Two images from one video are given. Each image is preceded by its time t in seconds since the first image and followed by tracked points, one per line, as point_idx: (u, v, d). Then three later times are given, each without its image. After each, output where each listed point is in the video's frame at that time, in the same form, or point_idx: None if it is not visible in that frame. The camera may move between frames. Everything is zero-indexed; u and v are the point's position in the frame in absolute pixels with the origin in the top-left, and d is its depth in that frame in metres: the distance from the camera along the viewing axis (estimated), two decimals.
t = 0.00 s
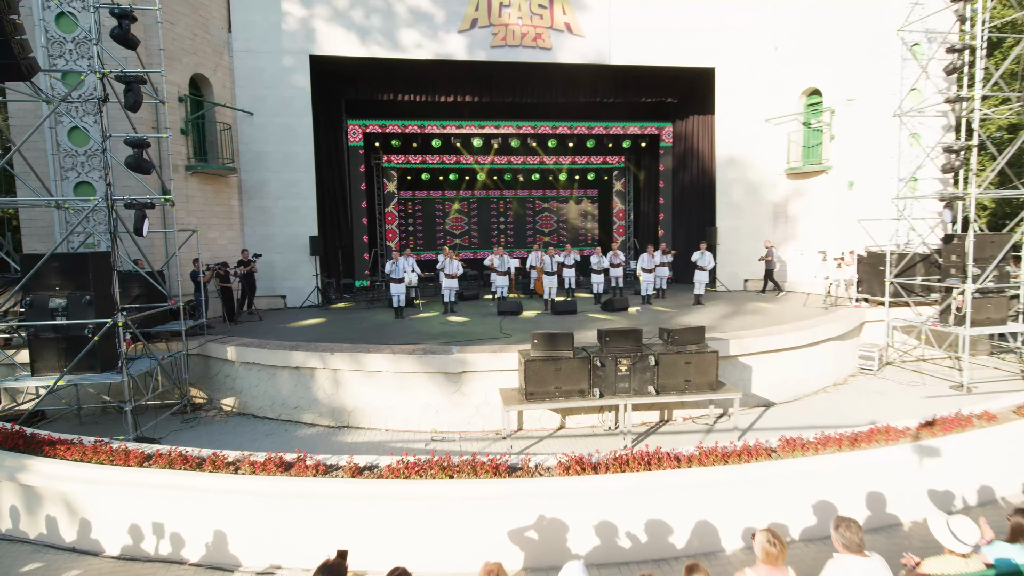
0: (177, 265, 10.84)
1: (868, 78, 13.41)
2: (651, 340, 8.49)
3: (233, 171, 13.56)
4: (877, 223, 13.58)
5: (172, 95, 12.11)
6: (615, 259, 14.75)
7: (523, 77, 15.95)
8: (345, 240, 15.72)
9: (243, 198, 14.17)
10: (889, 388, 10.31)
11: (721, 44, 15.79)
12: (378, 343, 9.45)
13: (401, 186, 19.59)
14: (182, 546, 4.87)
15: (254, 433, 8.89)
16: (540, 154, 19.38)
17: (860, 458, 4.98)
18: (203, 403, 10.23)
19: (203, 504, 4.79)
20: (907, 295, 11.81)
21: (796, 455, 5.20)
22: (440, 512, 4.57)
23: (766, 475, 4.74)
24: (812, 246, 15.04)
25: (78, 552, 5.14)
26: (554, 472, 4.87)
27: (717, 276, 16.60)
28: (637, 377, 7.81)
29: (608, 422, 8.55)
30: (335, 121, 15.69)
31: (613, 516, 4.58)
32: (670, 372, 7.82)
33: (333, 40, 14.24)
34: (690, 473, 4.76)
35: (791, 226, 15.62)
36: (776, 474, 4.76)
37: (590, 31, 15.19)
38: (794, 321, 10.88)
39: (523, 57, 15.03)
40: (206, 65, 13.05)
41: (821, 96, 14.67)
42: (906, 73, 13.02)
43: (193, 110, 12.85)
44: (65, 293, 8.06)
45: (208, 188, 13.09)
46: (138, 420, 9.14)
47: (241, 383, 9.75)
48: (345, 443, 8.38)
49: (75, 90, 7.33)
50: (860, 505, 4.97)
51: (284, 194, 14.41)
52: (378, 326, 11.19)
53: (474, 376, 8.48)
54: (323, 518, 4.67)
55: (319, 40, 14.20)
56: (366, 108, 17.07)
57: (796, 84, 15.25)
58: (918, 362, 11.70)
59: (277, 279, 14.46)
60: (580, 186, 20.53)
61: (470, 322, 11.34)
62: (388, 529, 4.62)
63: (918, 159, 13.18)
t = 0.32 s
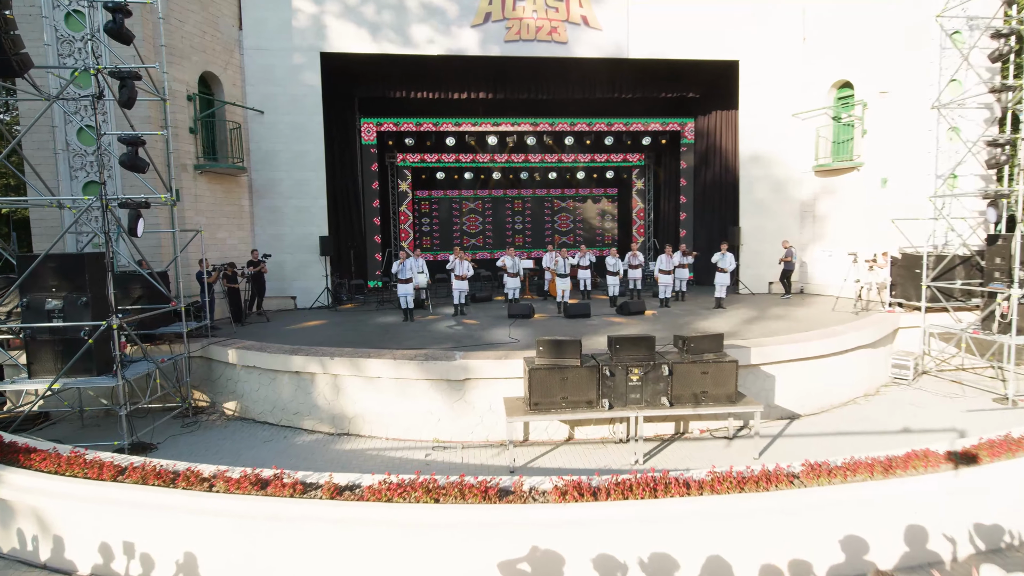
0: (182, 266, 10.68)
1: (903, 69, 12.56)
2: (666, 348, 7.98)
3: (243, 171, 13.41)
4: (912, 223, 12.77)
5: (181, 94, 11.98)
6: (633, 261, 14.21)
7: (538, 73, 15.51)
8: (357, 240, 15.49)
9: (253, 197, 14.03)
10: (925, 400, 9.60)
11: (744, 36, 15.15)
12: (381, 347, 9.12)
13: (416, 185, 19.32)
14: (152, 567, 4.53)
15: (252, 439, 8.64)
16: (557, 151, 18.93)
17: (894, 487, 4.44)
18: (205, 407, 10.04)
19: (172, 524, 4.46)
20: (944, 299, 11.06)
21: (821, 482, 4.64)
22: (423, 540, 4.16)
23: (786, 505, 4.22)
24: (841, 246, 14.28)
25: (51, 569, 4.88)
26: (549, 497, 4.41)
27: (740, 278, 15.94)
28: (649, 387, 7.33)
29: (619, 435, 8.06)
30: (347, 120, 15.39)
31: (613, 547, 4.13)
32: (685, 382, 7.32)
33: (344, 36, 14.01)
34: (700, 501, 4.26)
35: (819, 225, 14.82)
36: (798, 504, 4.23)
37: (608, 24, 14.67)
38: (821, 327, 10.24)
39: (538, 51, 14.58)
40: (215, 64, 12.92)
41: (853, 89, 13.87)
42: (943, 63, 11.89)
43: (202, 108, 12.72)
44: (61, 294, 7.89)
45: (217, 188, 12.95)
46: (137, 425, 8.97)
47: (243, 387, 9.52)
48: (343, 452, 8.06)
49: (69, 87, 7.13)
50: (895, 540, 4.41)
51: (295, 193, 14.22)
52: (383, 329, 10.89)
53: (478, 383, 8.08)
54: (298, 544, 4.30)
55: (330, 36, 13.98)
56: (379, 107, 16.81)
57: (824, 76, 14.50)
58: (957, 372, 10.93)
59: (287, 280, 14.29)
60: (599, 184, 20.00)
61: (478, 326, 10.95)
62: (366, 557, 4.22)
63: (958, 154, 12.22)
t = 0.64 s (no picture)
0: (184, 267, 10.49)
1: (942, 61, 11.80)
2: (680, 357, 7.47)
3: (251, 170, 13.23)
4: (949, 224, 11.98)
5: (188, 92, 11.84)
6: (651, 262, 13.67)
7: (552, 68, 15.04)
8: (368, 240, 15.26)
9: (262, 197, 13.85)
10: (964, 414, 8.90)
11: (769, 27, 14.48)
12: (383, 353, 8.78)
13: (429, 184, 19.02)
14: None
15: (249, 446, 8.37)
16: (572, 150, 18.58)
17: (935, 526, 3.91)
18: (206, 411, 9.83)
19: (136, 550, 4.13)
20: (985, 305, 10.30)
21: (850, 517, 4.11)
22: None
23: (808, 547, 3.72)
24: (872, 248, 13.53)
25: None
26: (540, 529, 3.98)
27: (763, 281, 15.25)
28: (661, 400, 6.84)
29: (630, 449, 7.57)
30: (359, 117, 15.33)
31: None
32: (701, 395, 6.82)
33: (353, 33, 13.74)
34: (710, 540, 3.78)
35: (847, 226, 14.14)
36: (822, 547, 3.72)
37: (624, 17, 14.14)
38: (850, 335, 9.60)
39: (552, 46, 14.12)
40: (224, 62, 12.76)
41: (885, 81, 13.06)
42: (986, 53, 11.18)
43: (210, 107, 12.56)
44: (56, 297, 7.71)
45: (225, 188, 12.78)
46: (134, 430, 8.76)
47: (242, 392, 9.27)
48: (340, 461, 7.74)
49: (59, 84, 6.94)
50: None
51: (303, 193, 14.00)
52: (388, 333, 10.56)
53: (481, 392, 7.69)
54: None
55: (339, 33, 13.72)
56: (390, 105, 16.50)
57: (854, 69, 13.76)
58: (998, 384, 10.16)
59: (296, 281, 14.08)
60: (616, 183, 19.45)
61: (486, 330, 10.56)
62: None
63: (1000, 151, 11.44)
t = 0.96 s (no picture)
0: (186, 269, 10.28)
1: (984, 49, 11.12)
2: (697, 368, 6.97)
3: (260, 170, 13.04)
4: (992, 224, 11.20)
5: (195, 91, 11.68)
6: (670, 263, 13.16)
7: (566, 63, 14.56)
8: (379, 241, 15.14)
9: (271, 197, 13.67)
10: (1008, 431, 8.21)
11: (795, 17, 13.78)
12: (384, 358, 8.45)
13: (443, 183, 18.72)
14: None
15: (246, 454, 8.10)
16: (589, 148, 17.81)
17: None
18: (208, 416, 9.63)
19: None
20: None
21: (886, 563, 3.60)
22: None
23: None
24: (906, 250, 12.77)
25: None
26: (529, 569, 3.57)
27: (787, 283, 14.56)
28: (674, 415, 6.36)
29: (641, 465, 7.09)
30: (370, 117, 15.01)
31: None
32: (719, 410, 6.32)
33: (362, 28, 13.46)
34: None
35: (879, 226, 13.38)
36: None
37: (642, 8, 13.59)
38: (881, 344, 8.97)
39: (566, 40, 13.65)
40: (232, 60, 12.59)
41: (920, 72, 12.28)
42: None
43: (218, 106, 12.39)
44: (50, 299, 7.53)
45: (233, 188, 12.60)
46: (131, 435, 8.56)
47: (243, 397, 9.03)
48: (338, 472, 7.42)
49: (49, 80, 6.74)
50: None
51: (312, 193, 13.77)
52: (393, 338, 10.24)
53: (484, 402, 7.30)
54: None
55: (348, 29, 13.46)
56: (402, 102, 16.19)
57: (886, 59, 13.01)
58: None
59: (304, 282, 13.88)
60: (635, 182, 18.88)
61: (494, 334, 10.17)
62: None
63: None
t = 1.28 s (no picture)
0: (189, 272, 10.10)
1: None
2: (713, 382, 6.48)
3: (267, 171, 12.85)
4: None
5: (201, 91, 11.51)
6: (689, 267, 12.64)
7: (581, 59, 14.09)
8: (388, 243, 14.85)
9: (279, 198, 13.47)
10: None
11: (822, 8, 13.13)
12: (384, 366, 8.11)
13: (456, 184, 18.40)
14: None
15: (240, 465, 7.82)
16: (605, 147, 17.29)
17: None
18: (208, 423, 9.40)
19: None
20: None
21: None
22: None
23: None
24: (942, 252, 12.04)
25: None
26: None
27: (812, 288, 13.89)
28: (687, 433, 5.89)
29: (652, 485, 6.62)
30: (381, 115, 14.81)
31: None
32: (736, 429, 5.84)
33: (370, 25, 13.19)
34: None
35: (912, 227, 12.66)
36: None
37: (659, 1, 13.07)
38: (915, 355, 8.35)
39: (580, 35, 13.19)
40: (239, 59, 12.41)
41: (958, 65, 11.56)
42: None
43: (225, 106, 12.22)
44: (42, 304, 7.32)
45: (239, 189, 12.42)
46: (128, 443, 8.35)
47: (241, 405, 8.77)
48: (333, 486, 7.09)
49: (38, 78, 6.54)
50: None
51: (320, 193, 13.53)
52: (396, 344, 9.89)
53: (485, 415, 6.91)
54: None
55: (357, 26, 13.20)
56: (414, 101, 15.89)
57: (919, 51, 12.30)
58: None
59: (312, 285, 13.64)
60: (652, 182, 18.32)
61: (501, 341, 9.76)
62: None
63: None
